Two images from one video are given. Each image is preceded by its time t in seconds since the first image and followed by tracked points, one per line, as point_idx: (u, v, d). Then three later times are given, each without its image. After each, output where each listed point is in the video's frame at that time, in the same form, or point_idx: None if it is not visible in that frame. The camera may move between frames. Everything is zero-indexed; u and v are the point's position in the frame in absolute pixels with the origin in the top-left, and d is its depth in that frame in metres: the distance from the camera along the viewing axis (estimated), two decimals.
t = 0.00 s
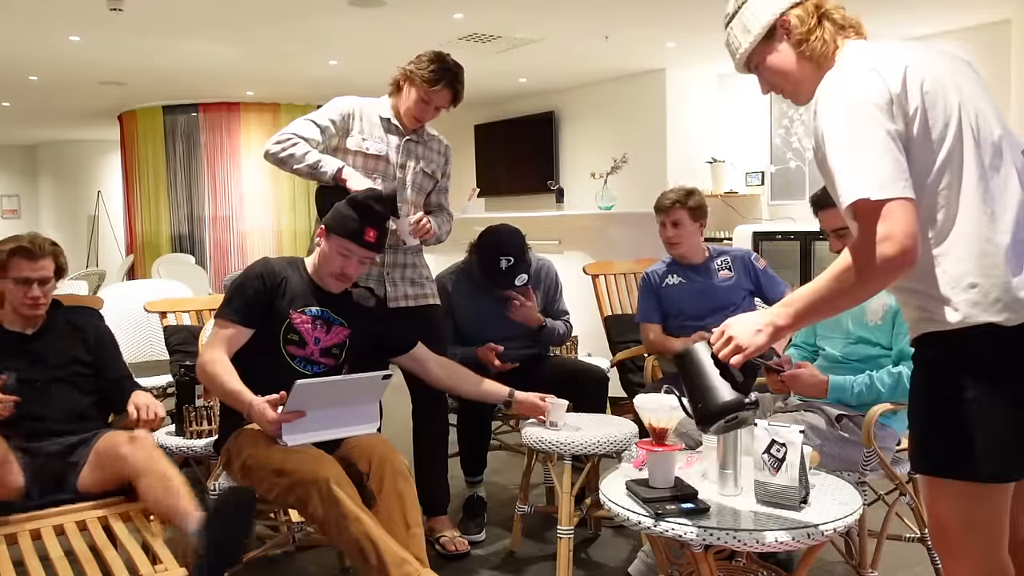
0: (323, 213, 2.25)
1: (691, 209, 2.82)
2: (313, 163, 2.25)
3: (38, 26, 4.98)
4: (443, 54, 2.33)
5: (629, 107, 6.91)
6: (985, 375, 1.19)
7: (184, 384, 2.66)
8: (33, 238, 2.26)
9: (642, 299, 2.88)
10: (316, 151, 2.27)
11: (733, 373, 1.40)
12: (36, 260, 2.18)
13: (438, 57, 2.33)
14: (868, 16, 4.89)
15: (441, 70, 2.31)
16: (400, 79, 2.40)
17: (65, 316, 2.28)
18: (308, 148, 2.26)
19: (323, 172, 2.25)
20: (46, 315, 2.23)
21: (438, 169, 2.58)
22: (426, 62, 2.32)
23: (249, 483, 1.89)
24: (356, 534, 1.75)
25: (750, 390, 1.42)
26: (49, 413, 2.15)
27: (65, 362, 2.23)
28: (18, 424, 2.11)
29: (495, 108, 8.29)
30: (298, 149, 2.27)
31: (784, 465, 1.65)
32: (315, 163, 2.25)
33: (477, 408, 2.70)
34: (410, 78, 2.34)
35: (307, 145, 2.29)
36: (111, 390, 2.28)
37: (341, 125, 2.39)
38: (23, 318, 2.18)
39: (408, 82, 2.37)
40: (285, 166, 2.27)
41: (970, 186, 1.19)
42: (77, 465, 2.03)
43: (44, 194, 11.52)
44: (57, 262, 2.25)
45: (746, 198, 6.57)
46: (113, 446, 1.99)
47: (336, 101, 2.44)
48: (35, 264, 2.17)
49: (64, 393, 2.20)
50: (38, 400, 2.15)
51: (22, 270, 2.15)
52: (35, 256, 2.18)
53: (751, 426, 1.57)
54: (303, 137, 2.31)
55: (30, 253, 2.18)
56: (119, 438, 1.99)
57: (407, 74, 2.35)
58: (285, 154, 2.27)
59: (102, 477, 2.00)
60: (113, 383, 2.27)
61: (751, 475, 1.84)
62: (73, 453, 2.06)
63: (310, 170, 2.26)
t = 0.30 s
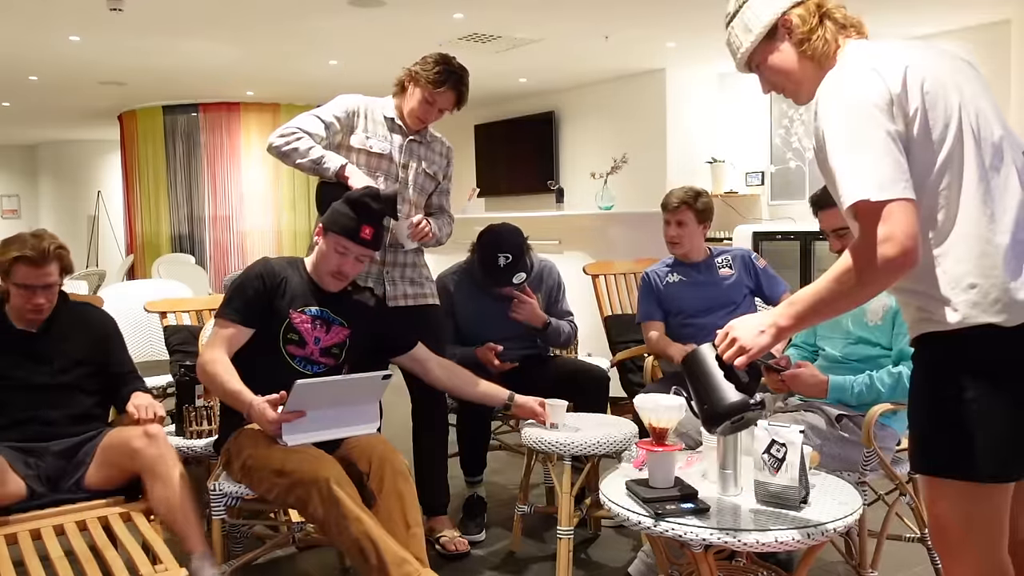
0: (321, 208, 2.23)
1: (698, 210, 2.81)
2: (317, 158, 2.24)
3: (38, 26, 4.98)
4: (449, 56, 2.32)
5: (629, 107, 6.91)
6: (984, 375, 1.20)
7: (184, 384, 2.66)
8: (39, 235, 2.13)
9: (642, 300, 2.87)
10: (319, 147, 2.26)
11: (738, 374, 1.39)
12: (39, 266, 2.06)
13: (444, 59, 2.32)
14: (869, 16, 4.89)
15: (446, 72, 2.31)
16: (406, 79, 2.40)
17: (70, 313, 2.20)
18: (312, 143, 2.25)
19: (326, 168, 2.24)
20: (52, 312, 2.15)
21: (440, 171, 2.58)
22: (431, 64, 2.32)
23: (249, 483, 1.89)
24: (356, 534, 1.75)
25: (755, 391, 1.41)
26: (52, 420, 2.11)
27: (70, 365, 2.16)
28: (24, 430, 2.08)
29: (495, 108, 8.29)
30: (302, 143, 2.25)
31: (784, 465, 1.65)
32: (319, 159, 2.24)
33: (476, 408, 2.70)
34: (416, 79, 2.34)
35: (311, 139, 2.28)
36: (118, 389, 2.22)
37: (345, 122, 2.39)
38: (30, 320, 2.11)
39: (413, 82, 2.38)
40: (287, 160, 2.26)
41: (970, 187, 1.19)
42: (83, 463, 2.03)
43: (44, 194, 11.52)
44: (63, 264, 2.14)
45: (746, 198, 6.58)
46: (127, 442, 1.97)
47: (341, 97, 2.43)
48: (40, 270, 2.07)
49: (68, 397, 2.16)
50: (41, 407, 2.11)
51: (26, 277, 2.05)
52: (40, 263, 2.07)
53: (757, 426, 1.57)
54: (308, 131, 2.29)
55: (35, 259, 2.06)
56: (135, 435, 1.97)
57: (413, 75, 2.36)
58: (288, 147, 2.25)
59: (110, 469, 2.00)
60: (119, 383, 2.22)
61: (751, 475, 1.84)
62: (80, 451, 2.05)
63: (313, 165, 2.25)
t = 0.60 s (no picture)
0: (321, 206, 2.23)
1: (705, 214, 2.80)
2: (320, 156, 2.23)
3: (38, 26, 4.98)
4: (453, 58, 2.33)
5: (629, 107, 6.91)
6: (983, 376, 1.19)
7: (185, 384, 2.67)
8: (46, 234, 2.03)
9: (641, 298, 2.87)
10: (323, 144, 2.25)
11: (734, 372, 1.40)
12: (45, 274, 1.96)
13: (448, 61, 2.33)
14: (869, 16, 4.89)
15: (449, 73, 2.31)
16: (409, 81, 2.41)
17: (79, 311, 2.11)
18: (315, 140, 2.23)
19: (329, 165, 2.23)
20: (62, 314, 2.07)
21: (442, 172, 2.57)
22: (435, 65, 2.32)
23: (249, 483, 1.88)
24: (356, 534, 1.75)
25: (751, 388, 1.42)
26: (56, 427, 2.05)
27: (77, 367, 2.09)
28: (28, 435, 2.02)
29: (495, 108, 8.29)
30: (306, 140, 2.24)
31: (784, 465, 1.65)
32: (322, 156, 2.23)
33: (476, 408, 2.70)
34: (419, 79, 2.34)
35: (315, 137, 2.26)
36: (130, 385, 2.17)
37: (348, 121, 2.38)
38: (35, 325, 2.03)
39: (417, 83, 2.38)
40: (290, 156, 2.24)
41: (970, 187, 1.19)
42: (83, 466, 2.01)
43: (44, 193, 11.51)
44: (70, 269, 2.03)
45: (746, 198, 6.58)
46: (136, 451, 1.96)
47: (344, 96, 2.43)
48: (44, 278, 1.97)
49: (74, 401, 2.09)
50: (46, 412, 2.05)
51: (30, 285, 1.96)
52: (45, 270, 1.97)
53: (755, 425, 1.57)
54: (311, 128, 2.28)
55: (39, 267, 1.96)
56: (148, 446, 1.95)
57: (417, 76, 2.37)
58: (291, 144, 2.24)
59: (116, 475, 1.98)
60: (133, 372, 2.18)
61: (751, 475, 1.84)
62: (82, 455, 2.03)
63: (315, 163, 2.24)
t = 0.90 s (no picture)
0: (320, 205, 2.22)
1: (704, 214, 2.80)
2: (322, 156, 2.22)
3: (38, 26, 4.98)
4: (457, 59, 2.32)
5: (628, 107, 6.91)
6: (982, 377, 1.19)
7: (184, 384, 2.67)
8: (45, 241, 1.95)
9: (642, 296, 2.87)
10: (325, 144, 2.24)
11: (733, 370, 1.40)
12: (45, 283, 1.90)
13: (452, 62, 2.32)
14: (869, 16, 4.89)
15: (452, 75, 2.31)
16: (412, 81, 2.41)
17: (84, 315, 2.05)
18: (317, 140, 2.23)
19: (330, 165, 2.22)
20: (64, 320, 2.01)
21: (442, 173, 2.57)
22: (438, 67, 2.32)
23: (249, 483, 1.88)
24: (356, 534, 1.75)
25: (749, 387, 1.43)
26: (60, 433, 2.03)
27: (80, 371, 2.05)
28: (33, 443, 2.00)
29: (495, 108, 8.29)
30: (308, 139, 2.23)
31: (784, 465, 1.65)
32: (323, 156, 2.23)
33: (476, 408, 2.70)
34: (423, 80, 2.34)
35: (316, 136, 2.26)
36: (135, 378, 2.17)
37: (350, 120, 2.38)
38: (30, 332, 1.96)
39: (421, 84, 2.38)
40: (292, 155, 2.24)
41: (971, 184, 1.19)
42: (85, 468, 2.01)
43: (44, 193, 11.51)
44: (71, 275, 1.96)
45: (746, 198, 6.57)
46: (148, 453, 1.95)
47: (346, 95, 2.42)
48: (44, 287, 1.90)
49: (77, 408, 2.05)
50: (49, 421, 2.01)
51: (29, 294, 1.89)
52: (46, 279, 1.90)
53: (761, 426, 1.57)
54: (313, 127, 2.27)
55: (39, 276, 1.89)
56: (161, 449, 1.94)
57: (420, 76, 2.37)
58: (293, 142, 2.23)
59: (121, 477, 1.98)
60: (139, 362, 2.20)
61: (751, 475, 1.84)
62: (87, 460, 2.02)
63: (316, 162, 2.24)
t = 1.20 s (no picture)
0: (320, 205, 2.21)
1: (703, 214, 2.80)
2: (322, 154, 2.21)
3: (38, 26, 4.98)
4: (460, 61, 2.33)
5: (628, 108, 6.91)
6: (983, 376, 1.19)
7: (184, 384, 2.67)
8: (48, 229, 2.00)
9: (642, 296, 2.88)
10: (325, 143, 2.24)
11: (739, 373, 1.40)
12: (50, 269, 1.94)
13: (455, 64, 2.33)
14: (869, 15, 4.89)
15: (455, 77, 2.31)
16: (414, 81, 2.41)
17: (83, 311, 2.08)
18: (318, 139, 2.22)
19: (330, 165, 2.21)
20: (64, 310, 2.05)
21: (443, 174, 2.56)
22: (441, 68, 2.32)
23: (249, 483, 1.88)
24: (356, 534, 1.75)
25: (755, 390, 1.42)
26: (53, 438, 2.01)
27: (75, 373, 2.04)
28: (25, 447, 1.99)
29: (495, 108, 8.29)
30: (309, 138, 2.23)
31: (785, 465, 1.65)
32: (324, 155, 2.22)
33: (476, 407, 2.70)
34: (425, 81, 2.35)
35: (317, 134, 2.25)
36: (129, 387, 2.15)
37: (352, 120, 2.38)
38: (32, 319, 1.99)
39: (423, 85, 2.38)
40: (292, 153, 2.23)
41: (972, 184, 1.19)
42: (83, 473, 1.97)
43: (44, 193, 11.51)
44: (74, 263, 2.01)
45: (746, 198, 6.57)
46: (142, 449, 1.92)
47: (348, 95, 2.43)
48: (49, 273, 1.95)
49: (72, 412, 2.05)
50: (42, 424, 2.01)
51: (35, 280, 1.94)
52: (51, 265, 1.95)
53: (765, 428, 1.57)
54: (314, 126, 2.27)
55: (46, 262, 1.94)
56: (156, 444, 1.92)
57: (422, 77, 2.37)
58: (294, 141, 2.22)
59: (118, 479, 1.95)
60: (133, 373, 2.16)
61: (751, 475, 1.84)
62: (82, 460, 1.98)
63: (317, 162, 2.23)
